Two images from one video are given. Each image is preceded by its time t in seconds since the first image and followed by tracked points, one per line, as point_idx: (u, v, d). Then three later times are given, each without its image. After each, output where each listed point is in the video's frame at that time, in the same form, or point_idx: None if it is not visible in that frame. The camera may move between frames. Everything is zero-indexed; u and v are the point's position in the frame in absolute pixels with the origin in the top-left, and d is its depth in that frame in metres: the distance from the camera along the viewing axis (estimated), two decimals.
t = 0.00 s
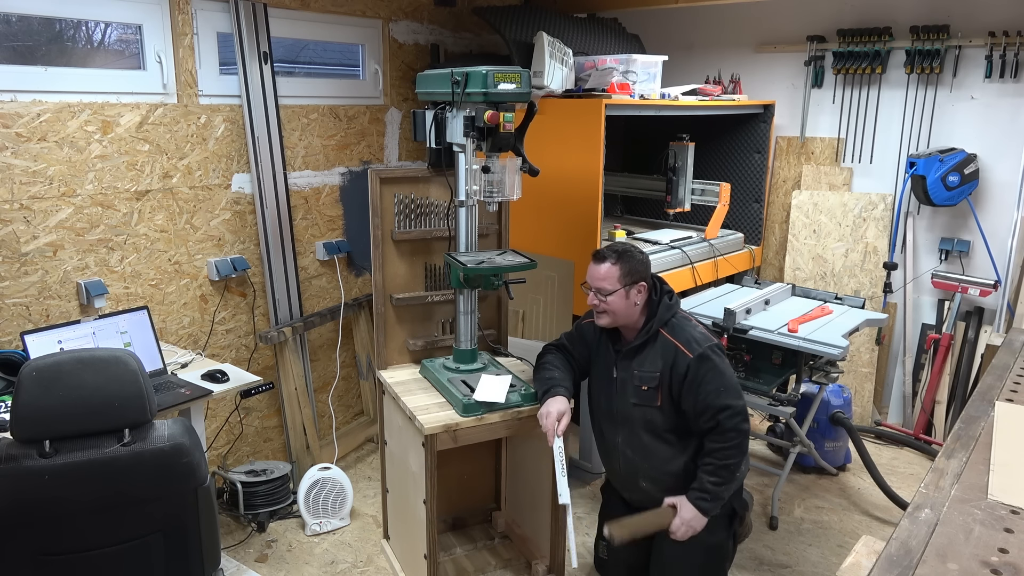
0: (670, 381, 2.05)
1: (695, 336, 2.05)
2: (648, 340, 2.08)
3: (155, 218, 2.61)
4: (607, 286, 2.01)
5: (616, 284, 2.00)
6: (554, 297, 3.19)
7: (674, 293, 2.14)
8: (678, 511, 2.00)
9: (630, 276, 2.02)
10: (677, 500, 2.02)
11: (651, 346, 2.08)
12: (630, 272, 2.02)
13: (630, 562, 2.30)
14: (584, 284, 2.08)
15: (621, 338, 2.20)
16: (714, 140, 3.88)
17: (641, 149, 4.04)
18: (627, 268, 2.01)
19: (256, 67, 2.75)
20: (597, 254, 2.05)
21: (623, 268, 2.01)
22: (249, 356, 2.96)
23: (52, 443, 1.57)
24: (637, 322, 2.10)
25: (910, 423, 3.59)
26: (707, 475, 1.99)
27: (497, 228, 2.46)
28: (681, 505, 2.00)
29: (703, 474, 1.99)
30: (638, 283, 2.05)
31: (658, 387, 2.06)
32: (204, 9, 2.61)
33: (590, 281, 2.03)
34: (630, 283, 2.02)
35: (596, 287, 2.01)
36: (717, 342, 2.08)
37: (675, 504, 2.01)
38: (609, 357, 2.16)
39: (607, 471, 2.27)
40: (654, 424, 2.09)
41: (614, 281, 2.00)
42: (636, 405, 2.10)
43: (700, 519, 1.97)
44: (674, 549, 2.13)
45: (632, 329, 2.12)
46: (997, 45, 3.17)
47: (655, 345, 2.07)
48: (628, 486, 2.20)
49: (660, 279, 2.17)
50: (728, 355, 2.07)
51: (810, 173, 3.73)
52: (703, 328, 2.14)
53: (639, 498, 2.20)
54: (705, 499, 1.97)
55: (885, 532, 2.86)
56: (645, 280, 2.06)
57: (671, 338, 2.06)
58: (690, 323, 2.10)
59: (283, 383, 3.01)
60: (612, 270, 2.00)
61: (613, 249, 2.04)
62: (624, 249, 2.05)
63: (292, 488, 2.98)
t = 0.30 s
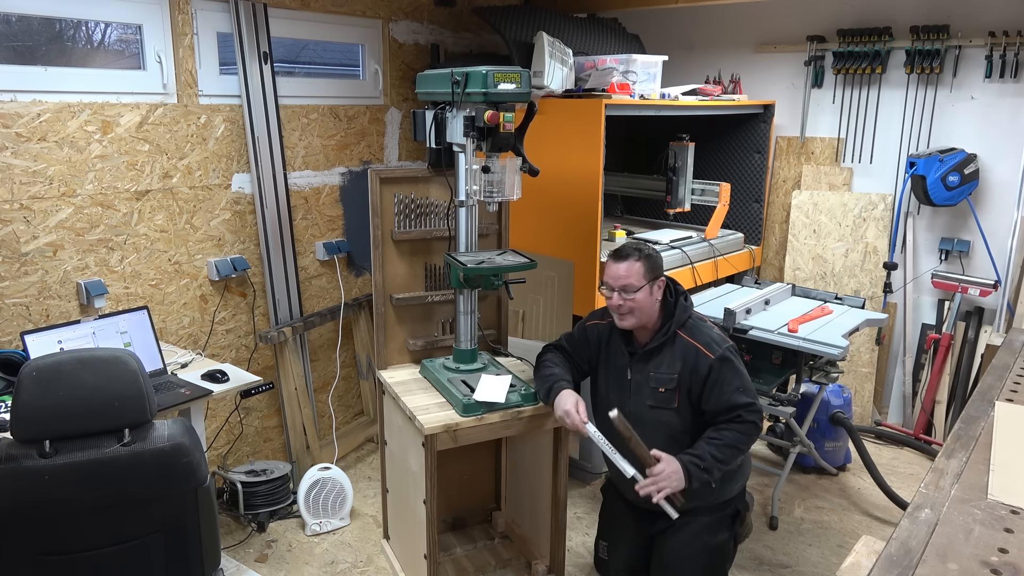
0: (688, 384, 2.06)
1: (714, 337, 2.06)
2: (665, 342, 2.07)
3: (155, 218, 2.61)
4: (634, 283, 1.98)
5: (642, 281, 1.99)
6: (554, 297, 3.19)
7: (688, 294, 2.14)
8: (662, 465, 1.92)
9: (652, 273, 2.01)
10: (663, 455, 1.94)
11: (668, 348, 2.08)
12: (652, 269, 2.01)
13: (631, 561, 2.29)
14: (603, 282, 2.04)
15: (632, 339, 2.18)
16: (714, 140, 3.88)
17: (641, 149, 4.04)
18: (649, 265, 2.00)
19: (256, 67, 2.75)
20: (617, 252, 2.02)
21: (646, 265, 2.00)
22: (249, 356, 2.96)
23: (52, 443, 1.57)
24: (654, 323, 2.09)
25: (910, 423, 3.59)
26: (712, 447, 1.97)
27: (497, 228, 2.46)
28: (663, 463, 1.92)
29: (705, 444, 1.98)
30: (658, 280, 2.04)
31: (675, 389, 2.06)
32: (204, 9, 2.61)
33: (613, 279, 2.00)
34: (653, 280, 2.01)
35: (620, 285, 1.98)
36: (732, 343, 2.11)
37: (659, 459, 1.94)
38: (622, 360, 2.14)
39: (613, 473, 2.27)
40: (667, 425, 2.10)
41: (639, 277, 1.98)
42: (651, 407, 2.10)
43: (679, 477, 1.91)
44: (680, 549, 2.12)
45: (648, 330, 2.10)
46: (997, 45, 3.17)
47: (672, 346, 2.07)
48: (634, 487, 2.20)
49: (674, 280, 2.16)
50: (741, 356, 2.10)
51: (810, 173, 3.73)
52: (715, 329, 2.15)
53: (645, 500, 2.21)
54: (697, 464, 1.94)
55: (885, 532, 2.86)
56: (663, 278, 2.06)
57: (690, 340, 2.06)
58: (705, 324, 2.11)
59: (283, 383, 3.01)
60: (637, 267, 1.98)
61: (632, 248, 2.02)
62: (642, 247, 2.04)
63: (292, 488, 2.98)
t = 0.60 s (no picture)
0: (701, 385, 2.06)
1: (725, 338, 2.07)
2: (678, 343, 2.07)
3: (155, 218, 2.61)
4: (657, 277, 1.98)
5: (664, 275, 1.99)
6: (554, 297, 3.19)
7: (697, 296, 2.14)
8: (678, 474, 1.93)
9: (671, 268, 2.02)
10: (678, 463, 1.95)
11: (679, 349, 2.08)
12: (670, 264, 2.03)
13: (630, 561, 2.27)
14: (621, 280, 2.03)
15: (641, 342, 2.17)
16: (714, 140, 3.88)
17: (641, 149, 4.04)
18: (668, 260, 2.01)
19: (256, 68, 2.75)
20: (635, 249, 2.02)
21: (666, 260, 2.01)
22: (249, 356, 2.96)
23: (52, 443, 1.57)
24: (666, 323, 2.09)
25: (910, 423, 3.59)
26: (725, 450, 1.99)
27: (497, 228, 2.46)
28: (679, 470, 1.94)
29: (720, 449, 1.99)
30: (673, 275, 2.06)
31: (688, 391, 2.05)
32: (203, 9, 2.61)
33: (634, 275, 1.99)
34: (671, 275, 2.02)
35: (645, 279, 1.98)
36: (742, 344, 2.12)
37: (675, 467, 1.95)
38: (631, 361, 2.13)
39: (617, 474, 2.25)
40: (678, 428, 2.08)
41: (660, 271, 1.99)
42: (664, 409, 2.08)
43: (696, 485, 1.93)
44: (682, 549, 2.12)
45: (660, 329, 2.10)
46: (997, 45, 3.17)
47: (684, 347, 2.07)
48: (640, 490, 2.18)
49: (682, 283, 2.17)
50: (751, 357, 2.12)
51: (810, 173, 3.73)
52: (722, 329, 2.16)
53: (650, 502, 2.19)
54: (713, 470, 1.96)
55: (885, 532, 2.86)
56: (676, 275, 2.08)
57: (703, 341, 2.06)
58: (715, 325, 2.12)
59: (283, 383, 3.01)
60: (659, 262, 1.99)
61: (647, 245, 2.03)
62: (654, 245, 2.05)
63: (292, 488, 2.98)
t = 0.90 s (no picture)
0: (698, 387, 2.05)
1: (723, 339, 2.05)
2: (673, 343, 2.07)
3: (155, 218, 2.61)
4: (638, 288, 1.96)
5: (646, 285, 1.97)
6: (554, 297, 3.19)
7: (697, 296, 2.12)
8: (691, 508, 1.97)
9: (657, 275, 1.99)
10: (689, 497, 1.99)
11: (676, 350, 2.07)
12: (657, 271, 1.99)
13: (630, 562, 2.29)
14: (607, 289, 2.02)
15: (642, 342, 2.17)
16: (714, 140, 3.88)
17: (641, 149, 4.04)
18: (653, 268, 1.98)
19: (256, 68, 2.75)
20: (620, 258, 2.00)
21: (650, 269, 1.98)
22: (249, 356, 2.96)
23: (52, 443, 1.57)
24: (661, 325, 2.08)
25: (910, 423, 3.59)
26: (728, 474, 1.99)
27: (497, 228, 2.46)
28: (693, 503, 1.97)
29: (724, 473, 2.00)
30: (663, 281, 2.02)
31: (684, 391, 2.04)
32: (203, 9, 2.61)
33: (617, 286, 1.98)
34: (658, 282, 1.99)
35: (625, 290, 1.96)
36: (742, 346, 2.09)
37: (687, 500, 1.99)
38: (630, 360, 2.14)
39: (618, 473, 2.25)
40: (676, 429, 2.08)
41: (642, 282, 1.96)
42: (661, 410, 2.07)
43: (709, 516, 1.96)
44: (683, 550, 2.12)
45: (657, 331, 2.10)
46: (997, 45, 3.17)
47: (681, 348, 2.06)
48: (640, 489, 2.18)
49: (683, 283, 2.16)
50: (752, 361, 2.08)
51: (810, 173, 3.72)
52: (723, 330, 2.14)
53: (652, 502, 2.18)
54: (722, 497, 1.97)
55: (885, 532, 2.86)
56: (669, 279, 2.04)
57: (699, 341, 2.05)
58: (714, 326, 2.10)
59: (283, 383, 3.01)
60: (640, 272, 1.96)
61: (634, 252, 2.01)
62: (645, 250, 2.02)
63: (292, 488, 2.98)
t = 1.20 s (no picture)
0: (689, 387, 2.04)
1: (716, 340, 2.03)
2: (666, 343, 2.06)
3: (155, 218, 2.61)
4: (620, 290, 1.99)
5: (628, 289, 1.98)
6: (554, 297, 3.19)
7: (694, 296, 2.10)
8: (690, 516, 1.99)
9: (644, 279, 1.99)
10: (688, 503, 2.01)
11: (669, 350, 2.06)
12: (643, 276, 1.99)
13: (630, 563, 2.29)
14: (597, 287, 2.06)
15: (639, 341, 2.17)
16: (714, 140, 3.88)
17: (641, 149, 4.04)
18: (638, 272, 1.99)
19: (256, 67, 2.75)
20: (610, 259, 2.03)
21: (636, 272, 1.99)
22: (249, 356, 2.96)
23: (52, 443, 1.57)
24: (655, 326, 2.08)
25: (910, 423, 3.59)
26: (720, 480, 1.99)
27: (497, 228, 2.46)
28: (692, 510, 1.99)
29: (717, 480, 2.00)
30: (653, 286, 2.01)
31: (675, 390, 2.04)
32: (203, 9, 2.61)
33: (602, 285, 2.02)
34: (644, 287, 1.99)
35: (609, 291, 2.00)
36: (737, 347, 2.07)
37: (686, 507, 2.01)
38: (626, 359, 2.15)
39: (617, 472, 2.25)
40: (669, 430, 2.08)
41: (625, 285, 1.98)
42: (653, 409, 2.08)
43: (707, 522, 1.98)
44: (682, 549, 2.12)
45: (650, 332, 2.10)
46: (997, 45, 3.17)
47: (673, 348, 2.05)
48: (638, 488, 2.18)
49: (681, 282, 2.14)
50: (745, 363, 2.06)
51: (810, 173, 3.73)
52: (720, 331, 2.12)
53: (651, 501, 2.18)
54: (717, 505, 1.97)
55: (885, 532, 2.86)
56: (661, 283, 2.03)
57: (691, 341, 2.03)
58: (709, 326, 2.09)
59: (283, 383, 3.01)
60: (623, 275, 1.98)
61: (623, 254, 2.03)
62: (636, 252, 2.03)
63: (292, 488, 2.98)
